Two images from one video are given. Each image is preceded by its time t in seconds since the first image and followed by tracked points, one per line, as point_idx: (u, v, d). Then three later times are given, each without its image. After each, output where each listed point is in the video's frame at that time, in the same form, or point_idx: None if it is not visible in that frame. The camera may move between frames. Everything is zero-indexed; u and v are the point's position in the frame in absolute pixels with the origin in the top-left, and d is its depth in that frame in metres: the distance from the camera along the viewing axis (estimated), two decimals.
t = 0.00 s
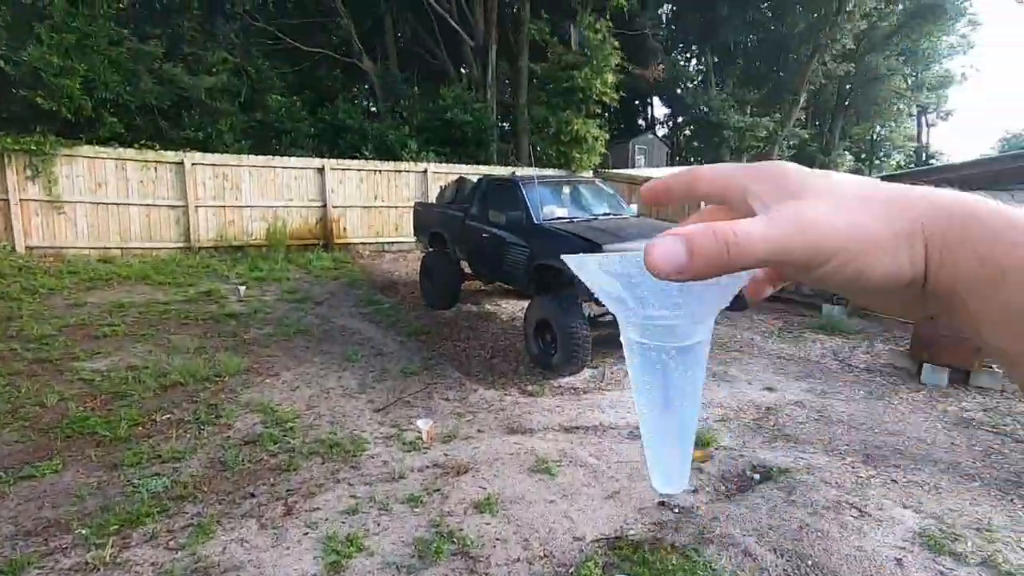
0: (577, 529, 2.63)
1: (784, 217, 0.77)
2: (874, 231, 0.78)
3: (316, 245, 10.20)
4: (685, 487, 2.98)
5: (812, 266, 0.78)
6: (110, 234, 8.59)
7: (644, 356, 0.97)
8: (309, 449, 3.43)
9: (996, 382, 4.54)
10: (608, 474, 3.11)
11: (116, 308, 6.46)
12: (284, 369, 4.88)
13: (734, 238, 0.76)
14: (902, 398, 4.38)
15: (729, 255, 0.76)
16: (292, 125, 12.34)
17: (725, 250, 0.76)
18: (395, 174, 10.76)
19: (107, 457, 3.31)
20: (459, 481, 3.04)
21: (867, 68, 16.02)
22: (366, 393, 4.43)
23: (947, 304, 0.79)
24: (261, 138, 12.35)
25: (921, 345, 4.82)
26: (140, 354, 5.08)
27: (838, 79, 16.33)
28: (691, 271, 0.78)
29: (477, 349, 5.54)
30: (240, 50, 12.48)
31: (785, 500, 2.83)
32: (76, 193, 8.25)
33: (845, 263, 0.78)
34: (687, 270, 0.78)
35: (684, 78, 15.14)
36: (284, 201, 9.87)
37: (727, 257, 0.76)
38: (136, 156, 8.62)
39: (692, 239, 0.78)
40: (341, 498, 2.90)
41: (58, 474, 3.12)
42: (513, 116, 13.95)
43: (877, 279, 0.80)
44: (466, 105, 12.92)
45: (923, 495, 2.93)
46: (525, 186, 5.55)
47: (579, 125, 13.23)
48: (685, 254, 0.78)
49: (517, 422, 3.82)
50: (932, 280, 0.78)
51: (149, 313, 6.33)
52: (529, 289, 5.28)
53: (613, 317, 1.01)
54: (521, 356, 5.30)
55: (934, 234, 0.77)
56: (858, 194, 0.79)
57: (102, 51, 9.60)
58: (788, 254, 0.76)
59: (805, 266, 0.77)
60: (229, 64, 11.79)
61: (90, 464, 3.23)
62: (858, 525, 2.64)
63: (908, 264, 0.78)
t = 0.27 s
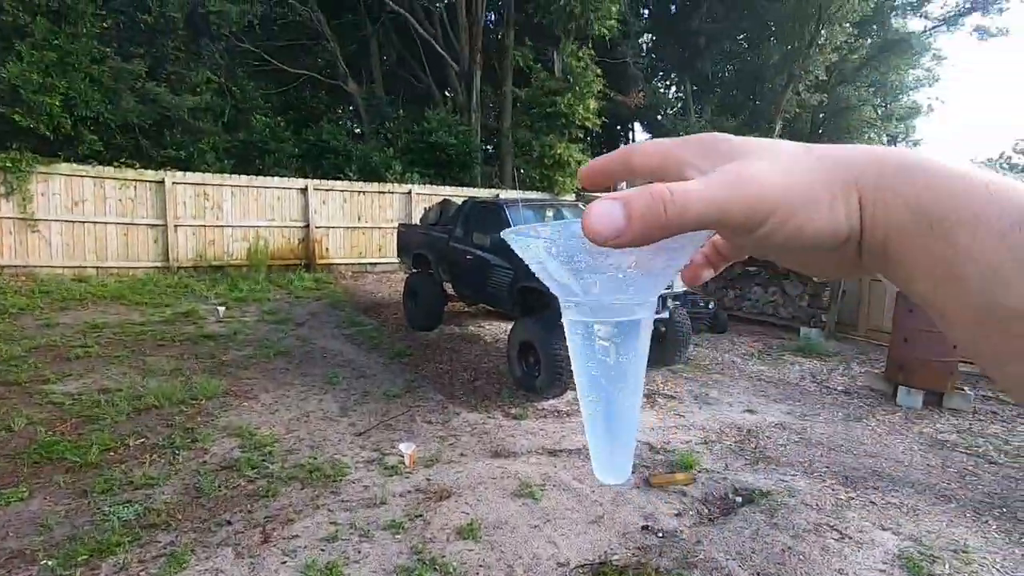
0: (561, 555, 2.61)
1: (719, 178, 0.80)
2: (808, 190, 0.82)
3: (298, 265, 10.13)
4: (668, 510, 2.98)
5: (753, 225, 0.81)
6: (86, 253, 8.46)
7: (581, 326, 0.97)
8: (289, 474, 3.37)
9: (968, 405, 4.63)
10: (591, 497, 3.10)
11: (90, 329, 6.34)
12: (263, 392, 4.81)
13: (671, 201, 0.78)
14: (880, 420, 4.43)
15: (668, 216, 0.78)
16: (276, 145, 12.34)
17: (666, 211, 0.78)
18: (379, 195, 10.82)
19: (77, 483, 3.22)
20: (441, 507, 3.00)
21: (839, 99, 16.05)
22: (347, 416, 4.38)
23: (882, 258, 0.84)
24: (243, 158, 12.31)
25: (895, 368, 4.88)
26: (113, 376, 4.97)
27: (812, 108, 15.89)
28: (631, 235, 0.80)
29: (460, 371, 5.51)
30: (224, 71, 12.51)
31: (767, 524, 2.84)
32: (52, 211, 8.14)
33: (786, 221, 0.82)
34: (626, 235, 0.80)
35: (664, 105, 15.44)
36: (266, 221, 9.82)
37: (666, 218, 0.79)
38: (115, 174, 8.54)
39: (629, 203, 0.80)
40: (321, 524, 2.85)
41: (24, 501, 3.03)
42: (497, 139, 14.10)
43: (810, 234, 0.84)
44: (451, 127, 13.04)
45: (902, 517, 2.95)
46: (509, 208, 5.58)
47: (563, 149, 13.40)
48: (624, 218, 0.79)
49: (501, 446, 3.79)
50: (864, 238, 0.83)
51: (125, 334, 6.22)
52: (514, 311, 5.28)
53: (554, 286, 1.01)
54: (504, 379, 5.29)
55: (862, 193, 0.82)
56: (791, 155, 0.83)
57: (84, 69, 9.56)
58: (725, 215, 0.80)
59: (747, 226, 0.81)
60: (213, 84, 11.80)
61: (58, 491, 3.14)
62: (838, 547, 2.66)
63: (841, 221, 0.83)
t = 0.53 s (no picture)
0: (552, 572, 2.59)
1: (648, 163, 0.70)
2: (742, 155, 0.69)
3: (287, 280, 10.08)
4: (659, 526, 2.97)
5: (691, 206, 0.69)
6: (71, 268, 8.37)
7: (534, 336, 0.93)
8: (276, 492, 3.32)
9: (954, 419, 4.68)
10: (581, 514, 3.08)
11: (74, 344, 6.25)
12: (251, 408, 4.76)
13: (594, 195, 0.69)
14: (868, 434, 4.45)
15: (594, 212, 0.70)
16: (266, 160, 12.33)
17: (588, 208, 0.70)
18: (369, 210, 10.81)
19: (57, 503, 3.16)
20: (430, 524, 2.97)
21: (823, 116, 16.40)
22: (335, 432, 4.33)
23: (842, 221, 0.69)
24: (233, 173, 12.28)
25: (882, 383, 4.90)
26: (97, 393, 4.90)
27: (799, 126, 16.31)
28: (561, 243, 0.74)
29: (450, 387, 5.48)
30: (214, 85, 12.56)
31: (758, 539, 2.84)
32: (37, 225, 8.07)
33: (731, 194, 0.69)
34: (559, 241, 0.73)
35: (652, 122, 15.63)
36: (256, 236, 9.78)
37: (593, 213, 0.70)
38: (103, 189, 8.50)
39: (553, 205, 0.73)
40: (308, 543, 2.81)
41: (2, 522, 2.96)
42: (487, 154, 14.19)
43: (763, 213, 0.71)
44: (441, 143, 13.11)
45: (891, 532, 2.96)
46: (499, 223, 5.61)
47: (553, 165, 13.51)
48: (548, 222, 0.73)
49: (491, 462, 3.76)
50: (818, 199, 0.69)
51: (109, 350, 6.15)
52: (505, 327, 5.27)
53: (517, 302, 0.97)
54: (495, 394, 5.26)
55: (810, 149, 0.68)
56: (728, 118, 0.71)
57: (73, 83, 9.53)
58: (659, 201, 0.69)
59: (686, 205, 0.69)
60: (203, 99, 11.80)
61: (37, 511, 3.07)
62: (829, 562, 2.66)
63: (788, 186, 0.70)
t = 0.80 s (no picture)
0: None
1: (601, 118, 0.60)
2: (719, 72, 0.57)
3: (283, 291, 10.05)
4: (656, 537, 2.95)
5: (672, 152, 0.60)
6: (66, 279, 8.34)
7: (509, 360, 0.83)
8: (270, 505, 3.29)
9: (950, 429, 4.68)
10: (578, 526, 3.06)
11: (67, 357, 6.21)
12: (246, 420, 4.72)
13: (550, 174, 0.62)
14: (865, 444, 4.44)
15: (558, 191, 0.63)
16: (263, 172, 12.34)
17: (551, 192, 0.63)
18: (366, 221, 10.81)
19: (49, 517, 3.13)
20: (427, 537, 2.95)
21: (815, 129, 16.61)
22: (331, 444, 4.31)
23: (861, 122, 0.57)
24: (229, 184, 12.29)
25: (877, 392, 4.91)
26: (90, 405, 4.86)
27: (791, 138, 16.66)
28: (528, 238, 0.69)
29: (446, 398, 5.45)
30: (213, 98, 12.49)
31: (755, 550, 2.82)
32: (32, 237, 8.06)
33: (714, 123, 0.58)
34: (519, 233, 0.67)
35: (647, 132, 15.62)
36: (252, 247, 9.76)
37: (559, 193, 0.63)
38: (98, 200, 8.49)
39: (507, 192, 0.66)
40: (303, 557, 2.78)
41: None
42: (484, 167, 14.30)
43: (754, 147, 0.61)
44: (438, 154, 13.16)
45: (889, 542, 2.95)
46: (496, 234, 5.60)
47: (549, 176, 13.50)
48: (507, 216, 0.67)
49: (488, 474, 3.74)
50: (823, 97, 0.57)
51: (103, 362, 6.11)
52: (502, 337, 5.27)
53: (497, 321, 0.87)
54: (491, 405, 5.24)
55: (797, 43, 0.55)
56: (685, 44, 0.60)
57: (70, 95, 9.54)
58: (624, 164, 0.61)
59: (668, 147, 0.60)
60: (200, 110, 11.83)
61: (28, 525, 3.03)
62: (827, 573, 2.64)
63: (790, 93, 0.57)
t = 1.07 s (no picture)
0: None
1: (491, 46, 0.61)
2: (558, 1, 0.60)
3: (282, 299, 10.04)
4: (657, 546, 2.93)
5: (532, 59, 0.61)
6: (65, 288, 8.34)
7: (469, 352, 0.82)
8: (268, 515, 3.27)
9: (951, 435, 4.66)
10: (578, 534, 3.04)
11: (66, 366, 6.20)
12: (244, 429, 4.70)
13: (479, 77, 0.59)
14: (866, 451, 4.42)
15: (488, 99, 0.60)
16: (262, 180, 12.37)
17: (479, 96, 0.60)
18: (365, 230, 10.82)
19: (46, 527, 3.11)
20: (426, 546, 2.93)
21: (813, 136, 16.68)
22: (330, 453, 4.29)
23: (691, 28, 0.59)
24: (229, 193, 12.31)
25: (878, 398, 4.90)
26: (89, 414, 4.84)
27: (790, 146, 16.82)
28: (454, 155, 0.64)
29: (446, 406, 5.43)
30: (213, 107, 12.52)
31: (757, 559, 2.80)
32: (32, 246, 8.06)
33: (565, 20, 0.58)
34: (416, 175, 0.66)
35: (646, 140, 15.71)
36: (251, 256, 9.77)
37: (488, 98, 0.60)
38: (98, 209, 8.50)
39: (429, 107, 0.63)
40: (301, 567, 2.76)
41: None
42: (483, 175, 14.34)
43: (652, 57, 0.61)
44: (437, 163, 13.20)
45: (891, 550, 2.93)
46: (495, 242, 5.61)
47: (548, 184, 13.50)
48: (427, 137, 0.64)
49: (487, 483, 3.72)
50: None
51: (102, 371, 6.10)
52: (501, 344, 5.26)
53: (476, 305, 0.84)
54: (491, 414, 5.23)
55: None
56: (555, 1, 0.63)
57: (71, 105, 9.56)
58: (559, 58, 0.58)
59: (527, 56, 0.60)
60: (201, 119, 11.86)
61: (25, 536, 3.02)
62: None
63: None
